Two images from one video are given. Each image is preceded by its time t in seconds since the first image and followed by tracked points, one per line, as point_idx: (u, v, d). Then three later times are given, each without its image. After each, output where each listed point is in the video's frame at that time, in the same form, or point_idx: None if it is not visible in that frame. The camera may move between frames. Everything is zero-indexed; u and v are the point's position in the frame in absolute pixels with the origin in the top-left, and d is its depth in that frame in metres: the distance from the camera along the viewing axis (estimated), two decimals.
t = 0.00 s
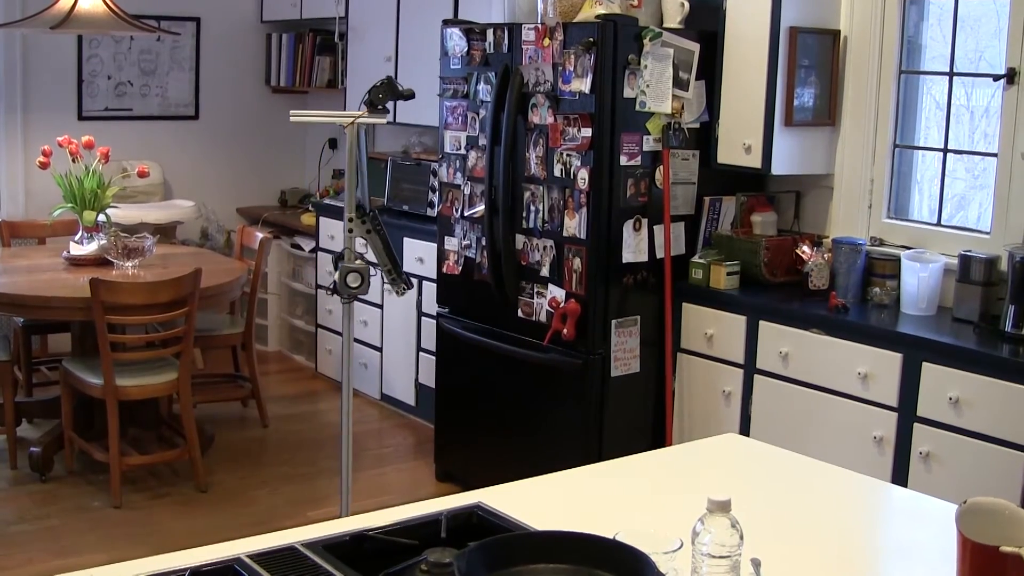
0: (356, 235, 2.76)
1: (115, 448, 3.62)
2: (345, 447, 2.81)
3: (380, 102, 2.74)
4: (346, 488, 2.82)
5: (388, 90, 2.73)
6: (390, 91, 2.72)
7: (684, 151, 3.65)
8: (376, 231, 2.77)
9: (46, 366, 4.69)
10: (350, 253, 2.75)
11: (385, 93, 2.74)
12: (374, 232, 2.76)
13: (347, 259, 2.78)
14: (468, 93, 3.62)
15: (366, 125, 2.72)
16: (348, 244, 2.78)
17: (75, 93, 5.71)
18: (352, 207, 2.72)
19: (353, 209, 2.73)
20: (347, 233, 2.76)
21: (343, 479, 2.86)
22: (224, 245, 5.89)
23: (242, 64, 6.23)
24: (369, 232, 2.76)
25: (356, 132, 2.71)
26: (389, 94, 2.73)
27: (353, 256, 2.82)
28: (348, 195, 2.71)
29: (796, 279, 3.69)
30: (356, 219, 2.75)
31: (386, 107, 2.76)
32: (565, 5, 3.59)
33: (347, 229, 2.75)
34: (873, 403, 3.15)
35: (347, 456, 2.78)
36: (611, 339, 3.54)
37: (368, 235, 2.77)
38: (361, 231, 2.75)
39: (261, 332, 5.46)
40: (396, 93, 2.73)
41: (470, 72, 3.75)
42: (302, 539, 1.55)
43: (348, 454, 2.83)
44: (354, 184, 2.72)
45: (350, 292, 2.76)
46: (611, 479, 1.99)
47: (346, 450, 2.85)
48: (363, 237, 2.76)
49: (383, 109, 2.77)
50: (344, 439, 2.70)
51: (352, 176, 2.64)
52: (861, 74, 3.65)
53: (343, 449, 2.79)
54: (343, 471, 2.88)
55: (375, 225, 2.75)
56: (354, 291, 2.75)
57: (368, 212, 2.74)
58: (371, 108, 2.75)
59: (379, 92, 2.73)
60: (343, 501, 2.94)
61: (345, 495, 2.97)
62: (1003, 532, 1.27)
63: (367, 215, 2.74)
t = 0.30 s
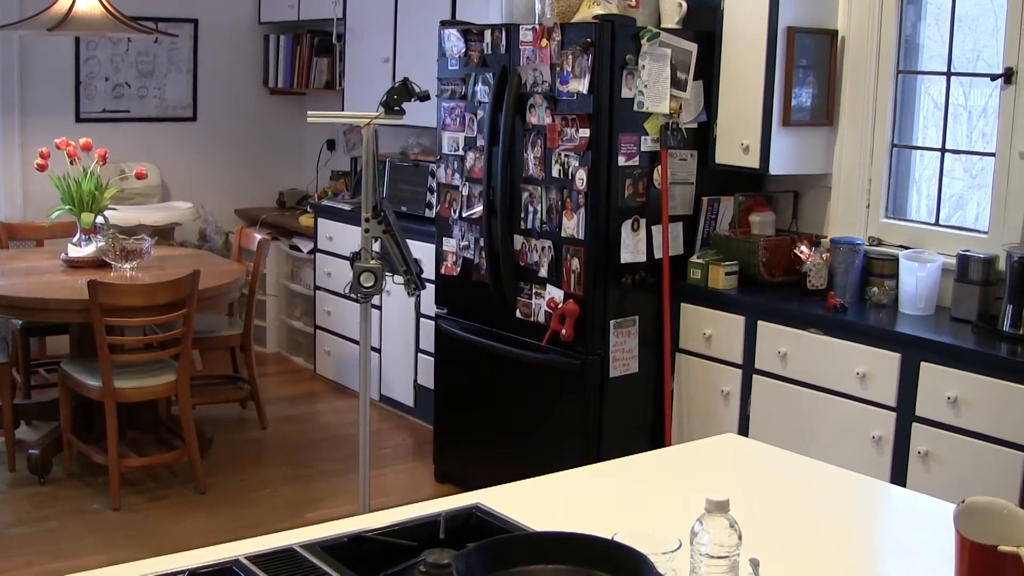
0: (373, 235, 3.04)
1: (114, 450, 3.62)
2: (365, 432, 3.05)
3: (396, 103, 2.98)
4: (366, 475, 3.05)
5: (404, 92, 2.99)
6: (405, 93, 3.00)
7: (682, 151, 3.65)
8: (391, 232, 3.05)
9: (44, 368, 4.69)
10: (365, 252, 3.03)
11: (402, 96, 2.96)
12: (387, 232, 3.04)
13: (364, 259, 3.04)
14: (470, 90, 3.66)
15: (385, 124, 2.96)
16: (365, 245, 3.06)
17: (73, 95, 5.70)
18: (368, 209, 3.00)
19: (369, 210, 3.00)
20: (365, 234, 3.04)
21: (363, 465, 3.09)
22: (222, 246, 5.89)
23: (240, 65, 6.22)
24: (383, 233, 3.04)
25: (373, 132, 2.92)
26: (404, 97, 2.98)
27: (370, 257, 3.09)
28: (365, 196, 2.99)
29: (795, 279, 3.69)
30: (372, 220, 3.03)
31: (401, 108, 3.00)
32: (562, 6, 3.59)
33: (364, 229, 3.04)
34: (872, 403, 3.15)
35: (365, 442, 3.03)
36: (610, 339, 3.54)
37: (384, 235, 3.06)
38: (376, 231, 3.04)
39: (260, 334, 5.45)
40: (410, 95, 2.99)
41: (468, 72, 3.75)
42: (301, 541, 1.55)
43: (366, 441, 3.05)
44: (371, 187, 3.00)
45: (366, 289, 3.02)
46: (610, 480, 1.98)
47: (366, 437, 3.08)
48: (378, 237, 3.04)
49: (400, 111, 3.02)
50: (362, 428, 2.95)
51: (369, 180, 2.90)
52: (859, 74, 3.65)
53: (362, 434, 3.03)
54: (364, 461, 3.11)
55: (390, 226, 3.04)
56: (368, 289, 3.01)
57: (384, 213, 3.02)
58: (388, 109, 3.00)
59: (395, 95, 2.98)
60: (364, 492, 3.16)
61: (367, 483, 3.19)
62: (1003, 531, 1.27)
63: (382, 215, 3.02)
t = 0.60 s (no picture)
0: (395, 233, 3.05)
1: (108, 449, 3.62)
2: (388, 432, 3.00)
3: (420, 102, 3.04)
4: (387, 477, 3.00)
5: (428, 91, 3.03)
6: (430, 92, 3.04)
7: (677, 150, 3.66)
8: (416, 232, 3.10)
9: (38, 368, 4.68)
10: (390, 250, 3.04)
11: (426, 95, 3.05)
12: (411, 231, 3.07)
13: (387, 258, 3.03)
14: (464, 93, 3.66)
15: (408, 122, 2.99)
16: (390, 244, 3.05)
17: (67, 93, 5.69)
18: (393, 207, 3.03)
19: (393, 208, 3.04)
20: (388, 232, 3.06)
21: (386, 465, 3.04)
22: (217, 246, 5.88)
23: (234, 64, 6.22)
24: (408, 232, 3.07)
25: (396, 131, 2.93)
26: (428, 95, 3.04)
27: (393, 254, 3.06)
28: (392, 192, 3.03)
29: (790, 279, 3.69)
30: (397, 218, 3.06)
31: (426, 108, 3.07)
32: (558, 5, 3.60)
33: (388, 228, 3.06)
34: (866, 402, 3.17)
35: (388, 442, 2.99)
36: (605, 338, 3.53)
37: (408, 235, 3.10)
38: (400, 230, 3.05)
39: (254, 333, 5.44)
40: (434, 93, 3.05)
41: (463, 71, 3.75)
42: (295, 539, 1.55)
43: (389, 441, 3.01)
44: (395, 184, 3.03)
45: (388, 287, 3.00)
46: (604, 480, 1.98)
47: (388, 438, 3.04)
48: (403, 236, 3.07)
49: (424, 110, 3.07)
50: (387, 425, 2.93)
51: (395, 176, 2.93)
52: (853, 74, 3.66)
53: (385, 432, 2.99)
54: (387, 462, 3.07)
55: (415, 225, 3.08)
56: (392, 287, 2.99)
57: (408, 211, 3.04)
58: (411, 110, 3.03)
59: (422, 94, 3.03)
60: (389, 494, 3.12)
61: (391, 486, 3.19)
62: (998, 528, 1.29)
63: (406, 214, 3.05)
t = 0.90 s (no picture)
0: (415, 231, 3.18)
1: (91, 448, 3.60)
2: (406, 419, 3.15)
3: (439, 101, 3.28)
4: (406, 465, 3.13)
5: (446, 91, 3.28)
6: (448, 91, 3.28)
7: (661, 148, 3.65)
8: (433, 230, 3.20)
9: (20, 366, 4.65)
10: (409, 248, 3.15)
11: (444, 94, 3.28)
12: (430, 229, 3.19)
13: (406, 256, 3.14)
14: (457, 98, 3.62)
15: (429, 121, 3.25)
16: (409, 242, 3.16)
17: (50, 91, 5.67)
18: (413, 206, 3.15)
19: (412, 208, 3.15)
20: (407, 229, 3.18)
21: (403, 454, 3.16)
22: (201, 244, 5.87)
23: (218, 62, 6.20)
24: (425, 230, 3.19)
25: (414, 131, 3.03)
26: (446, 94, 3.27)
27: (411, 253, 3.16)
28: (410, 189, 3.13)
29: (773, 276, 3.70)
30: (416, 218, 3.18)
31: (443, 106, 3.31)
32: (542, 2, 3.57)
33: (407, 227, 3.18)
34: (849, 399, 3.24)
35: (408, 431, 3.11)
36: (589, 336, 3.54)
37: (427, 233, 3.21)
38: (419, 229, 3.18)
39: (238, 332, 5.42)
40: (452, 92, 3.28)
41: (448, 69, 3.74)
42: (276, 538, 1.55)
43: (407, 425, 3.15)
44: (413, 183, 3.13)
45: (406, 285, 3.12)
46: (587, 478, 1.98)
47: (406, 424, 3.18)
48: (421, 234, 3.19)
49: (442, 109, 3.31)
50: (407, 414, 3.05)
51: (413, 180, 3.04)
52: (837, 72, 3.68)
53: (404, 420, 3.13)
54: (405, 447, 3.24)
55: (433, 224, 3.19)
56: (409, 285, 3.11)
57: (427, 211, 3.16)
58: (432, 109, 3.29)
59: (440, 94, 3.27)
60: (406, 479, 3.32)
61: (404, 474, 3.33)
62: (980, 524, 1.28)
63: (425, 213, 3.17)
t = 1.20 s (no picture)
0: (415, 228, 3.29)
1: (53, 445, 3.58)
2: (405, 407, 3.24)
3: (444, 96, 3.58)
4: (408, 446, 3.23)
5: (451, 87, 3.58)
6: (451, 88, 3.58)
7: (625, 144, 3.66)
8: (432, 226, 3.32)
9: None
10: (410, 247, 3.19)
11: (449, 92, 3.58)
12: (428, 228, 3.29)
13: (408, 255, 3.15)
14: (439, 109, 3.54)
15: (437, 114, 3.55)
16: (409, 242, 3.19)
17: (13, 86, 5.60)
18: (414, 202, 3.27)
19: (415, 204, 3.27)
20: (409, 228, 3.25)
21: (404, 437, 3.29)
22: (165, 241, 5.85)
23: (183, 58, 6.17)
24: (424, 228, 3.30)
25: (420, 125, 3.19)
26: (451, 92, 3.58)
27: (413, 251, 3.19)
28: (412, 184, 3.21)
29: (737, 271, 3.71)
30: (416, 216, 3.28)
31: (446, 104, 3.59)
32: None
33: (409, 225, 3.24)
34: (813, 393, 3.30)
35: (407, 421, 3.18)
36: (554, 332, 3.53)
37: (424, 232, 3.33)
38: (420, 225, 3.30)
39: (203, 328, 5.39)
40: (456, 92, 3.59)
41: (412, 65, 3.74)
42: (238, 534, 1.55)
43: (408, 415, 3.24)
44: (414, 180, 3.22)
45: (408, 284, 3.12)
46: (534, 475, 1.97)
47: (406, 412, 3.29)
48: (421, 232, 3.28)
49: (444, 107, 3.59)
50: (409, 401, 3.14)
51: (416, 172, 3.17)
52: (801, 69, 3.71)
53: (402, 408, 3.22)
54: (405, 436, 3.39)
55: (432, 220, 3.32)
56: (411, 283, 3.12)
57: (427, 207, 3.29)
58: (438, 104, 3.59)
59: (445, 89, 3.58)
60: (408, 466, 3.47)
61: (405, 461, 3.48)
62: (935, 516, 1.30)
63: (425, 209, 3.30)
